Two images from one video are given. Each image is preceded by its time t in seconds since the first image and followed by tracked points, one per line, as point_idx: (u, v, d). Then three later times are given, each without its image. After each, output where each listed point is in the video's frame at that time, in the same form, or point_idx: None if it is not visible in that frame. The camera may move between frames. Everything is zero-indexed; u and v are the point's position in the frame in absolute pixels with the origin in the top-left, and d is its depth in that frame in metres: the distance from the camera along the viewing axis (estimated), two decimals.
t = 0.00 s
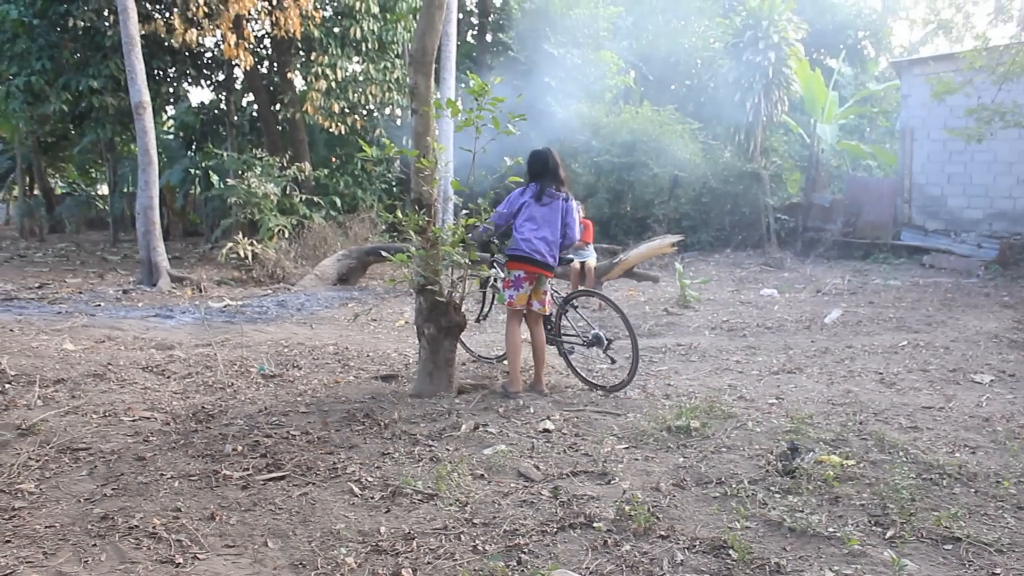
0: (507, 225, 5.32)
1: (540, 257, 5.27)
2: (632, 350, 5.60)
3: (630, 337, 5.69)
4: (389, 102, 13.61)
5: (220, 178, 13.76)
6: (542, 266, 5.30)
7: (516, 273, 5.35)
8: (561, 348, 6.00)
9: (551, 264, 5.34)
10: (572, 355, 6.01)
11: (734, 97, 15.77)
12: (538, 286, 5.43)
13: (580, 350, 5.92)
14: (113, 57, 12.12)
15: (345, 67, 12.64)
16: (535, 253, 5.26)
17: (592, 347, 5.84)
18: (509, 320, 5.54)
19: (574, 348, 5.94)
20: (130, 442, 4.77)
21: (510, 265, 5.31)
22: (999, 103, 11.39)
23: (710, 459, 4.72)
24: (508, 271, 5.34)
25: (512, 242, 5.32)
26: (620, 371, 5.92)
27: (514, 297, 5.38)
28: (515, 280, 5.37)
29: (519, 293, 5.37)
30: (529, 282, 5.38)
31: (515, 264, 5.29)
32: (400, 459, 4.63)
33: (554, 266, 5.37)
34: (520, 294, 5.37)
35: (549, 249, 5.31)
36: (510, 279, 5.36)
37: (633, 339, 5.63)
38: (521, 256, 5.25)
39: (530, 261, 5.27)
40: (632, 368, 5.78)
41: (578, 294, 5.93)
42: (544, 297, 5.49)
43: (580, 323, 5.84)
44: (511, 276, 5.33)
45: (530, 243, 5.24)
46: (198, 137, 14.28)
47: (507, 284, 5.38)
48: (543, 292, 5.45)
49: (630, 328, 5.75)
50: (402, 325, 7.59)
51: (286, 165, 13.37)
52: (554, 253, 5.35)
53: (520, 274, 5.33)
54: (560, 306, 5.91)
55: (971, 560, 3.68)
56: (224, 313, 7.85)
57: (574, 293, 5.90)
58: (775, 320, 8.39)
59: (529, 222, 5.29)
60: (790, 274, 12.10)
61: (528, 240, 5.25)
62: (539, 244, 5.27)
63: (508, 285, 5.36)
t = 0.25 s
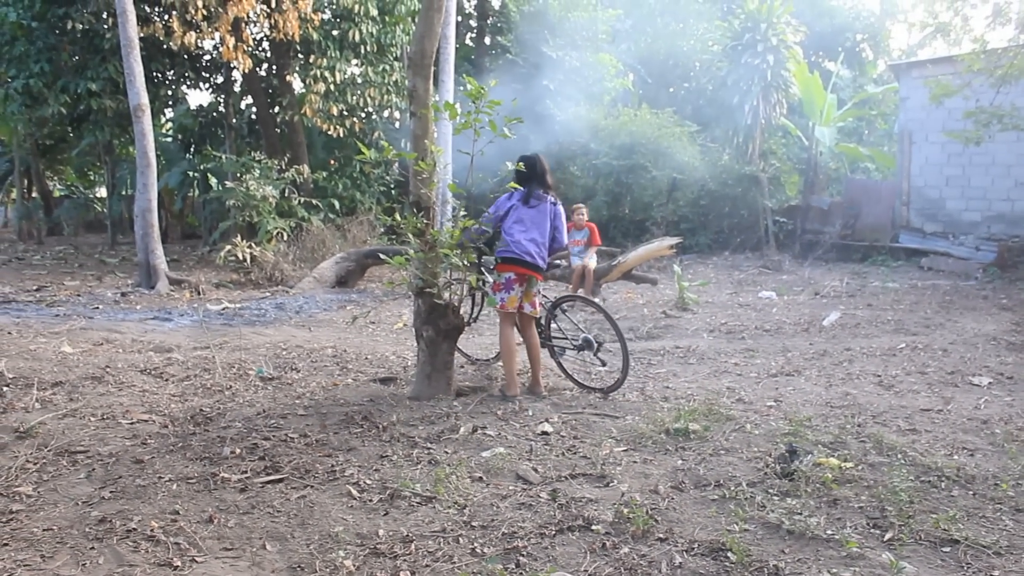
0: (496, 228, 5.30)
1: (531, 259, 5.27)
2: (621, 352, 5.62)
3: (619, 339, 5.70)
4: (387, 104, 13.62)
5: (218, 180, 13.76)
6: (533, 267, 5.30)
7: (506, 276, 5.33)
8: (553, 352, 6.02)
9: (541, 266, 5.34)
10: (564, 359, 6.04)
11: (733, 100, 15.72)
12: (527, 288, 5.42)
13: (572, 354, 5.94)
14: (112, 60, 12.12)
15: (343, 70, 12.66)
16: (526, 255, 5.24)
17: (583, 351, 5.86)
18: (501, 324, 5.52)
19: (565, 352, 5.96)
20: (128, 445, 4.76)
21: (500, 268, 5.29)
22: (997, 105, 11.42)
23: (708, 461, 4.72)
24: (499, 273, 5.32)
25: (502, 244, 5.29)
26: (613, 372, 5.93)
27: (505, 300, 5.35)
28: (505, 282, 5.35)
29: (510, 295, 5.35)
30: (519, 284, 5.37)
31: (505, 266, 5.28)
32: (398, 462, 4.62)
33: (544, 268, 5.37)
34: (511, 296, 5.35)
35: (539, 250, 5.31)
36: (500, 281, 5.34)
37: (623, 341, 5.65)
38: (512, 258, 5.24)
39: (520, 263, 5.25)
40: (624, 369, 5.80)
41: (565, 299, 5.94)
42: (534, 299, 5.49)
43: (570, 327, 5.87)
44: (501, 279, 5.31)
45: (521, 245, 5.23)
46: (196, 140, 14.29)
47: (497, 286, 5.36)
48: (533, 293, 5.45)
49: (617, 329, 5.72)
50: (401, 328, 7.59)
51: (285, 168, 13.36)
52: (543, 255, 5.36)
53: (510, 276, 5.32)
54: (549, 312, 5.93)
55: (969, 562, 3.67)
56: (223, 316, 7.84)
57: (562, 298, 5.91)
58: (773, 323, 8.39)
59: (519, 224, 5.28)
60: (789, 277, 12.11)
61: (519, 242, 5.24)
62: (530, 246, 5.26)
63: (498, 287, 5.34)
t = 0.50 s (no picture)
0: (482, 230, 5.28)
1: (519, 259, 5.26)
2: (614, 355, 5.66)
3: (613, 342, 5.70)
4: (382, 107, 13.62)
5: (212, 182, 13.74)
6: (522, 268, 5.30)
7: (494, 278, 5.32)
8: (546, 355, 6.02)
9: (530, 266, 5.34)
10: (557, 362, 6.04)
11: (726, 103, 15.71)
12: (516, 289, 5.42)
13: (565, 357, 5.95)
14: (105, 61, 12.09)
15: (337, 72, 12.65)
16: (514, 256, 5.24)
17: (576, 354, 5.88)
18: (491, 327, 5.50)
19: (558, 355, 5.97)
20: (120, 448, 4.74)
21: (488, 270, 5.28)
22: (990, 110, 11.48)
23: (701, 465, 4.73)
24: (487, 276, 5.31)
25: (489, 247, 5.28)
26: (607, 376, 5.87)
27: (494, 303, 5.34)
28: (493, 285, 5.34)
29: (499, 298, 5.34)
30: (508, 286, 5.36)
31: (494, 269, 5.27)
32: (391, 465, 4.62)
33: (532, 268, 5.38)
34: (500, 298, 5.35)
35: (527, 251, 5.31)
36: (488, 284, 5.33)
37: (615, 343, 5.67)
38: (500, 260, 5.23)
39: (509, 265, 5.25)
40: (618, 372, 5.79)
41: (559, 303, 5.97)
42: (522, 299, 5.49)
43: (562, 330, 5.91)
44: (490, 281, 5.30)
45: (509, 247, 5.23)
46: (190, 142, 14.26)
47: (485, 289, 5.35)
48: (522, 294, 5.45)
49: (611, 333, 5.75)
50: (394, 330, 7.59)
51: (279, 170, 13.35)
52: (531, 255, 5.36)
53: (499, 278, 5.31)
54: (541, 316, 5.95)
55: (961, 565, 3.68)
56: (216, 318, 7.82)
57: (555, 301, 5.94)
58: (767, 326, 8.41)
59: (504, 226, 5.28)
60: (783, 280, 12.14)
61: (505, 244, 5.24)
62: (517, 247, 5.25)
63: (487, 290, 5.33)
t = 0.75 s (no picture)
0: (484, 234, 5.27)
1: (524, 260, 5.27)
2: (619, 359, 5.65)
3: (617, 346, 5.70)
4: (382, 108, 13.63)
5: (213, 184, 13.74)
6: (527, 270, 5.30)
7: (500, 280, 5.32)
8: (547, 356, 5.98)
9: (534, 266, 5.35)
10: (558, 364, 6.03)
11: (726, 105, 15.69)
12: (522, 290, 5.42)
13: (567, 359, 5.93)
14: (106, 63, 12.10)
15: (338, 74, 12.66)
16: (519, 257, 5.25)
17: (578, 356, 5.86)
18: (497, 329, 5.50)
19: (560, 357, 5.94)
20: (121, 449, 4.74)
21: (493, 273, 5.28)
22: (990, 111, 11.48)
23: (703, 466, 4.72)
24: (493, 279, 5.30)
25: (492, 251, 5.28)
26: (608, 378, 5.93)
27: (501, 305, 5.34)
28: (500, 287, 5.34)
29: (506, 300, 5.34)
30: (514, 288, 5.36)
31: (499, 272, 5.27)
32: (393, 466, 4.61)
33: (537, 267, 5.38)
34: (507, 300, 5.35)
35: (530, 251, 5.32)
36: (494, 287, 5.33)
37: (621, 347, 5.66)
38: (505, 263, 5.23)
39: (514, 266, 5.25)
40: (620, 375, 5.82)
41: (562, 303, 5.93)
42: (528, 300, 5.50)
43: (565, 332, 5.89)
44: (496, 284, 5.30)
45: (513, 249, 5.23)
46: (191, 143, 14.28)
47: (491, 292, 5.35)
48: (528, 295, 5.46)
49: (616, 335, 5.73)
50: (395, 332, 7.58)
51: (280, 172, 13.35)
52: (534, 255, 5.36)
53: (505, 281, 5.31)
54: (545, 316, 5.90)
55: (963, 567, 3.68)
56: (217, 319, 7.82)
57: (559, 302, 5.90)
58: (768, 328, 8.40)
59: (506, 228, 5.27)
60: (783, 282, 12.14)
61: (509, 246, 5.24)
62: (521, 248, 5.26)
63: (494, 293, 5.33)
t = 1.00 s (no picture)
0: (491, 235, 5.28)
1: (531, 261, 5.28)
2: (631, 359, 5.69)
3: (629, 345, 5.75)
4: (387, 109, 13.64)
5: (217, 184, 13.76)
6: (534, 270, 5.32)
7: (508, 281, 5.33)
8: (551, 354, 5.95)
9: (541, 266, 5.36)
10: (563, 363, 6.03)
11: (731, 105, 15.65)
12: (530, 289, 5.44)
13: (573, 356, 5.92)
14: (112, 63, 12.13)
15: (343, 74, 12.67)
16: (526, 258, 5.26)
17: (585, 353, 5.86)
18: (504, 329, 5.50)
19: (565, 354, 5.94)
20: (127, 448, 4.75)
21: (501, 275, 5.29)
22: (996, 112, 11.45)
23: (708, 466, 4.72)
24: (501, 280, 5.32)
25: (500, 252, 5.28)
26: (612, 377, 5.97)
27: (510, 306, 5.36)
28: (507, 288, 5.35)
29: (514, 301, 5.36)
30: (522, 288, 5.37)
31: (507, 273, 5.27)
32: (397, 466, 4.61)
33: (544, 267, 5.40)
34: (515, 301, 5.36)
35: (537, 251, 5.32)
36: (503, 288, 5.34)
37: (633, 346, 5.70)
38: (512, 264, 5.24)
39: (521, 267, 5.27)
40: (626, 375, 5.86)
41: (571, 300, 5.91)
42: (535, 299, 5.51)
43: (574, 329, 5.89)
44: (504, 285, 5.31)
45: (520, 250, 5.24)
46: (195, 144, 14.31)
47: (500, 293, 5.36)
48: (536, 295, 5.47)
49: (627, 333, 5.79)
50: (400, 332, 7.59)
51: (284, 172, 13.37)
52: (541, 255, 5.38)
53: (513, 281, 5.32)
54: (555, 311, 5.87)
55: (968, 569, 3.67)
56: (222, 319, 7.83)
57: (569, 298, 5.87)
58: (772, 328, 8.40)
59: (512, 228, 5.27)
60: (788, 283, 12.13)
61: (516, 247, 5.25)
62: (528, 248, 5.27)
63: (502, 294, 5.35)
